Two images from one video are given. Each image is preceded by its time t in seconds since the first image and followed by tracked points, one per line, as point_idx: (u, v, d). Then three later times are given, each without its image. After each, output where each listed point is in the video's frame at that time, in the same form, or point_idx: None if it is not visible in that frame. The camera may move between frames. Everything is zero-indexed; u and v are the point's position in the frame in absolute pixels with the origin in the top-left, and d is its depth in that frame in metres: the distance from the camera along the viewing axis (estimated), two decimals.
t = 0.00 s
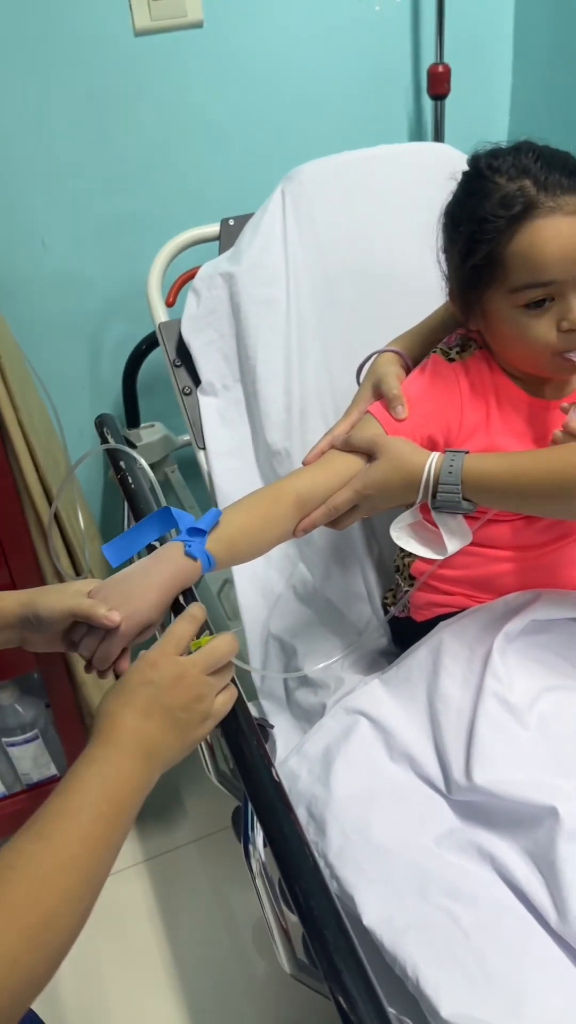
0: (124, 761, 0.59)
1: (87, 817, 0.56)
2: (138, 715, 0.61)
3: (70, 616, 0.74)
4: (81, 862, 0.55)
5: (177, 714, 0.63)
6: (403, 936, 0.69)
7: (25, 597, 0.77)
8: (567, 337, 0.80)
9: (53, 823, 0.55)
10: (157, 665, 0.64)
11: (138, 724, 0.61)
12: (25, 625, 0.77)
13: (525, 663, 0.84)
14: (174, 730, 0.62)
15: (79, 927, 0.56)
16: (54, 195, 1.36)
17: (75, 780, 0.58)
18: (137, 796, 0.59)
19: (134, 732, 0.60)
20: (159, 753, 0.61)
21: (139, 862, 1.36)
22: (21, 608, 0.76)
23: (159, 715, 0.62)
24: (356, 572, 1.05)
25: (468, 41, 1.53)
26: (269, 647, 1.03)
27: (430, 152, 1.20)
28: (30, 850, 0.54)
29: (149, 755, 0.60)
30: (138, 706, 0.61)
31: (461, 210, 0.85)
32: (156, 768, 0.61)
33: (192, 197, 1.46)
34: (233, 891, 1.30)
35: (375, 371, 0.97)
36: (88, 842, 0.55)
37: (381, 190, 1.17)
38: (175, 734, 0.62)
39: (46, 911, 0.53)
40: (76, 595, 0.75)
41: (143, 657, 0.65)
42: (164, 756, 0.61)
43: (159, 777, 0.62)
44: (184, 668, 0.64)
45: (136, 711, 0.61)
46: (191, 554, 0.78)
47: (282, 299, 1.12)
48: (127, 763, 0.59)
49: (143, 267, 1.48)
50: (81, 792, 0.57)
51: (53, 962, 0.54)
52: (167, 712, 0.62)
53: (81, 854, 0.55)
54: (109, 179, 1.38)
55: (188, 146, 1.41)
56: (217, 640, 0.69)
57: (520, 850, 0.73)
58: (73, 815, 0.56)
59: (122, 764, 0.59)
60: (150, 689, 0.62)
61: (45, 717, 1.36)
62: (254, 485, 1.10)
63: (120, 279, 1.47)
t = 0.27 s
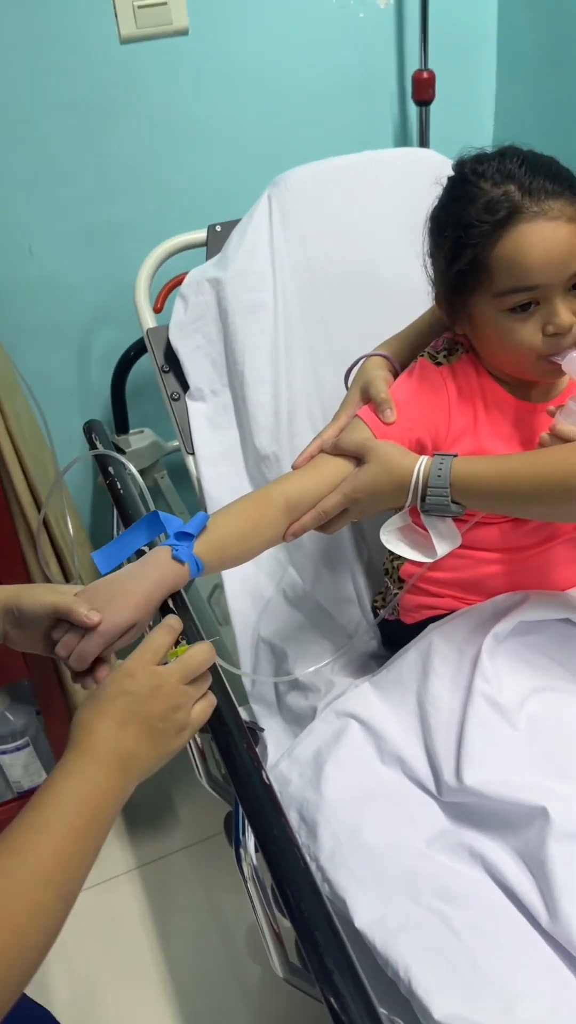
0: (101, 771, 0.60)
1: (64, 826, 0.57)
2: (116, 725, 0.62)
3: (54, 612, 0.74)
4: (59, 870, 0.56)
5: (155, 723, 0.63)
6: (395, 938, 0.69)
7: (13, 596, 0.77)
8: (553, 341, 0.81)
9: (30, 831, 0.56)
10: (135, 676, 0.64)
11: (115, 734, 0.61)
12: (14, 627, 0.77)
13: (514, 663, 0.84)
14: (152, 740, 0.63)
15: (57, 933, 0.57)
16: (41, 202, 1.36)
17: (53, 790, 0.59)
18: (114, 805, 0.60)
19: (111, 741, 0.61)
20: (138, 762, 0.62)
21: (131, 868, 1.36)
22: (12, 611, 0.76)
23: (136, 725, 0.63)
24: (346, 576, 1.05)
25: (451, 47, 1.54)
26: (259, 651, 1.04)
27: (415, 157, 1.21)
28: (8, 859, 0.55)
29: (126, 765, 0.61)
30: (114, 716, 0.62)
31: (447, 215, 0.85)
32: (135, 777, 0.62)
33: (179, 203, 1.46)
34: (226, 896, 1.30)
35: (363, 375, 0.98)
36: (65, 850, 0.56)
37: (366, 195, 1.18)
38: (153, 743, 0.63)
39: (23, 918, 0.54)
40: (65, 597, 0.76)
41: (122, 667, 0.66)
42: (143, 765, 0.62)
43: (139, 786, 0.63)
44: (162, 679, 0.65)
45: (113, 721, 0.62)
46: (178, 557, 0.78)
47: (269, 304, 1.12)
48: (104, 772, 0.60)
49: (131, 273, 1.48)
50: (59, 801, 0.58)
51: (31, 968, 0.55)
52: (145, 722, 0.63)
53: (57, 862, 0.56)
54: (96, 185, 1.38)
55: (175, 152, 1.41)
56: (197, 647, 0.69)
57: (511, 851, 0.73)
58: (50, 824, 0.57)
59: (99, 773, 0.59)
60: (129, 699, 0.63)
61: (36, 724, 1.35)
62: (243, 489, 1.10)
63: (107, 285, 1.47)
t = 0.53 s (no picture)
0: (96, 733, 0.59)
1: (60, 789, 0.56)
2: (107, 686, 0.61)
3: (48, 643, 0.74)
4: (56, 833, 0.55)
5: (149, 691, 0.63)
6: (388, 940, 0.69)
7: (9, 624, 0.77)
8: (543, 344, 0.81)
9: (26, 795, 0.56)
10: (120, 636, 0.64)
11: (109, 694, 0.61)
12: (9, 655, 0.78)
13: (506, 664, 0.84)
14: (144, 700, 0.63)
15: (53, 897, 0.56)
16: (29, 207, 1.36)
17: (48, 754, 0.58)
18: (112, 768, 0.59)
19: (104, 701, 0.61)
20: (135, 723, 0.61)
21: (124, 875, 1.35)
22: (4, 632, 0.77)
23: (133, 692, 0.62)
24: (338, 579, 1.05)
25: (438, 52, 1.55)
26: (252, 655, 1.04)
27: (403, 162, 1.21)
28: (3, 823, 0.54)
29: (121, 725, 0.60)
30: (104, 677, 0.62)
31: (437, 218, 0.86)
32: (131, 739, 0.61)
33: (167, 208, 1.46)
34: (219, 902, 1.30)
35: (353, 378, 0.98)
36: (62, 814, 0.56)
37: (355, 199, 1.18)
38: (146, 703, 0.63)
39: (19, 881, 0.53)
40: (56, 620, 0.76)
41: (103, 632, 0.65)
42: (139, 725, 0.62)
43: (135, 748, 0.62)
44: (143, 636, 0.65)
45: (105, 683, 0.61)
46: (169, 558, 0.77)
47: (259, 308, 1.13)
48: (99, 734, 0.59)
49: (120, 278, 1.48)
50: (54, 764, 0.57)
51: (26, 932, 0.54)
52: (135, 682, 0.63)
53: (54, 825, 0.55)
54: (84, 190, 1.38)
55: (163, 157, 1.42)
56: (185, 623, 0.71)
57: (505, 852, 0.73)
58: (46, 788, 0.56)
59: (94, 734, 0.59)
60: (117, 659, 0.63)
61: (27, 730, 1.34)
62: (234, 493, 1.10)
63: (96, 290, 1.47)
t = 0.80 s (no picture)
0: (128, 703, 0.58)
1: (100, 757, 0.55)
2: (129, 658, 0.61)
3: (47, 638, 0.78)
4: (100, 800, 0.54)
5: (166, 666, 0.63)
6: (384, 943, 0.69)
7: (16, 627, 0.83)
8: (534, 346, 0.82)
9: (65, 764, 0.54)
10: (134, 615, 0.64)
11: (132, 666, 0.61)
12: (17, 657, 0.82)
13: (500, 665, 0.84)
14: (165, 672, 0.63)
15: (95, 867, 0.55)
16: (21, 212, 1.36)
17: (82, 725, 0.57)
18: (144, 738, 0.58)
19: (129, 672, 0.60)
20: (160, 693, 0.61)
21: (118, 881, 1.35)
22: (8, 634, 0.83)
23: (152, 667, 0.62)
24: (332, 582, 1.05)
25: (428, 57, 1.56)
26: (246, 658, 1.04)
27: (394, 166, 1.22)
28: (46, 793, 0.53)
29: (148, 695, 0.60)
30: (125, 651, 0.61)
31: (429, 220, 0.86)
32: (158, 709, 0.61)
33: (160, 212, 1.47)
34: (215, 907, 1.29)
35: (345, 382, 0.98)
36: (104, 780, 0.54)
37: (346, 204, 1.19)
38: (166, 675, 0.63)
39: (67, 849, 0.52)
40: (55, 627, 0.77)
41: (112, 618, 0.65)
42: (165, 695, 0.61)
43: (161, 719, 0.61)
44: (156, 620, 0.65)
45: (127, 656, 0.61)
46: (164, 560, 0.78)
47: (252, 312, 1.13)
48: (130, 704, 0.58)
49: (113, 282, 1.48)
50: (90, 734, 0.56)
51: (72, 901, 0.53)
52: (153, 654, 0.63)
53: (97, 792, 0.54)
54: (76, 195, 1.39)
55: (155, 162, 1.42)
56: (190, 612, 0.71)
57: (500, 853, 0.73)
58: (85, 756, 0.55)
59: (125, 704, 0.58)
60: (133, 634, 0.63)
61: (21, 736, 1.34)
62: (228, 497, 1.10)
63: (89, 295, 1.47)
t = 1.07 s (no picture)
0: (126, 713, 0.58)
1: (101, 773, 0.55)
2: (118, 670, 0.61)
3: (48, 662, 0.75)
4: (105, 815, 0.54)
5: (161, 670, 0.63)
6: (381, 946, 0.69)
7: (7, 645, 0.78)
8: (526, 350, 0.82)
9: (66, 784, 0.54)
10: (118, 625, 0.64)
11: (124, 678, 0.60)
12: (10, 677, 0.79)
13: (495, 667, 0.85)
14: (161, 678, 0.62)
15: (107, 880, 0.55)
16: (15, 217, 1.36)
17: (80, 743, 0.56)
18: (144, 748, 0.58)
19: (123, 685, 0.60)
20: (157, 700, 0.61)
21: (114, 885, 1.34)
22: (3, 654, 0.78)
23: (147, 673, 0.62)
24: (326, 585, 1.06)
25: (421, 62, 1.57)
26: (242, 662, 1.04)
27: (387, 170, 1.22)
28: (50, 815, 0.53)
29: (145, 704, 0.60)
30: (114, 664, 0.61)
31: (422, 224, 0.86)
32: (156, 717, 0.60)
33: (154, 217, 1.47)
34: (211, 911, 1.29)
35: (339, 386, 0.98)
36: (108, 796, 0.54)
37: (339, 208, 1.19)
38: (163, 681, 0.62)
39: (77, 868, 0.52)
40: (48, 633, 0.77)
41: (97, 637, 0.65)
42: (162, 702, 0.61)
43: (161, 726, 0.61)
44: (146, 622, 0.65)
45: (116, 669, 0.61)
46: (158, 564, 0.78)
47: (246, 316, 1.13)
48: (127, 717, 0.58)
49: (107, 287, 1.48)
50: (90, 750, 0.56)
51: (87, 917, 0.53)
52: (148, 661, 0.63)
53: (102, 807, 0.54)
54: (71, 200, 1.39)
55: (149, 167, 1.42)
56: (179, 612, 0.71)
57: (496, 856, 0.73)
58: (87, 774, 0.54)
59: (122, 717, 0.58)
60: (125, 643, 0.63)
61: (17, 741, 1.32)
62: (223, 501, 1.10)
63: (83, 299, 1.47)
